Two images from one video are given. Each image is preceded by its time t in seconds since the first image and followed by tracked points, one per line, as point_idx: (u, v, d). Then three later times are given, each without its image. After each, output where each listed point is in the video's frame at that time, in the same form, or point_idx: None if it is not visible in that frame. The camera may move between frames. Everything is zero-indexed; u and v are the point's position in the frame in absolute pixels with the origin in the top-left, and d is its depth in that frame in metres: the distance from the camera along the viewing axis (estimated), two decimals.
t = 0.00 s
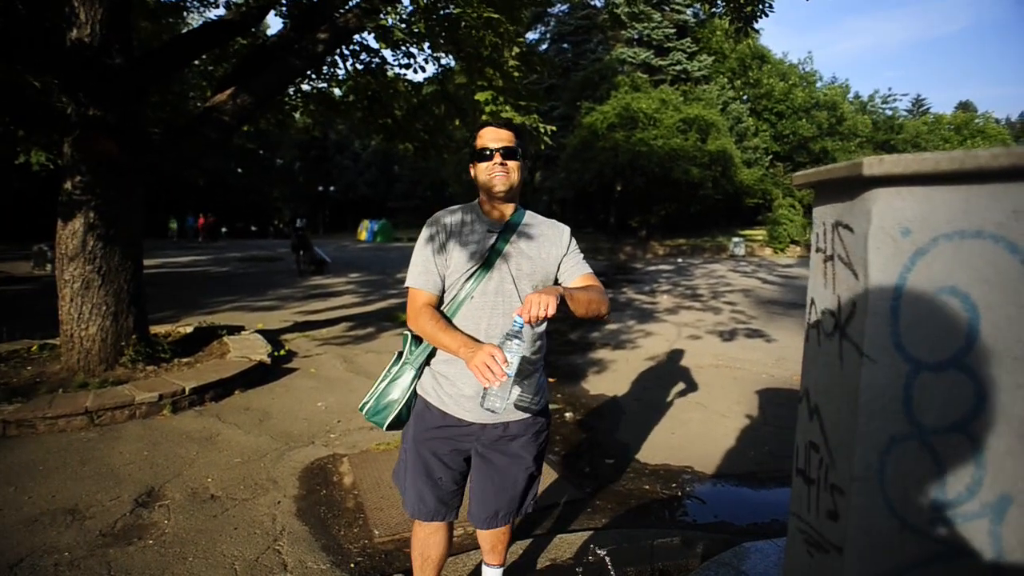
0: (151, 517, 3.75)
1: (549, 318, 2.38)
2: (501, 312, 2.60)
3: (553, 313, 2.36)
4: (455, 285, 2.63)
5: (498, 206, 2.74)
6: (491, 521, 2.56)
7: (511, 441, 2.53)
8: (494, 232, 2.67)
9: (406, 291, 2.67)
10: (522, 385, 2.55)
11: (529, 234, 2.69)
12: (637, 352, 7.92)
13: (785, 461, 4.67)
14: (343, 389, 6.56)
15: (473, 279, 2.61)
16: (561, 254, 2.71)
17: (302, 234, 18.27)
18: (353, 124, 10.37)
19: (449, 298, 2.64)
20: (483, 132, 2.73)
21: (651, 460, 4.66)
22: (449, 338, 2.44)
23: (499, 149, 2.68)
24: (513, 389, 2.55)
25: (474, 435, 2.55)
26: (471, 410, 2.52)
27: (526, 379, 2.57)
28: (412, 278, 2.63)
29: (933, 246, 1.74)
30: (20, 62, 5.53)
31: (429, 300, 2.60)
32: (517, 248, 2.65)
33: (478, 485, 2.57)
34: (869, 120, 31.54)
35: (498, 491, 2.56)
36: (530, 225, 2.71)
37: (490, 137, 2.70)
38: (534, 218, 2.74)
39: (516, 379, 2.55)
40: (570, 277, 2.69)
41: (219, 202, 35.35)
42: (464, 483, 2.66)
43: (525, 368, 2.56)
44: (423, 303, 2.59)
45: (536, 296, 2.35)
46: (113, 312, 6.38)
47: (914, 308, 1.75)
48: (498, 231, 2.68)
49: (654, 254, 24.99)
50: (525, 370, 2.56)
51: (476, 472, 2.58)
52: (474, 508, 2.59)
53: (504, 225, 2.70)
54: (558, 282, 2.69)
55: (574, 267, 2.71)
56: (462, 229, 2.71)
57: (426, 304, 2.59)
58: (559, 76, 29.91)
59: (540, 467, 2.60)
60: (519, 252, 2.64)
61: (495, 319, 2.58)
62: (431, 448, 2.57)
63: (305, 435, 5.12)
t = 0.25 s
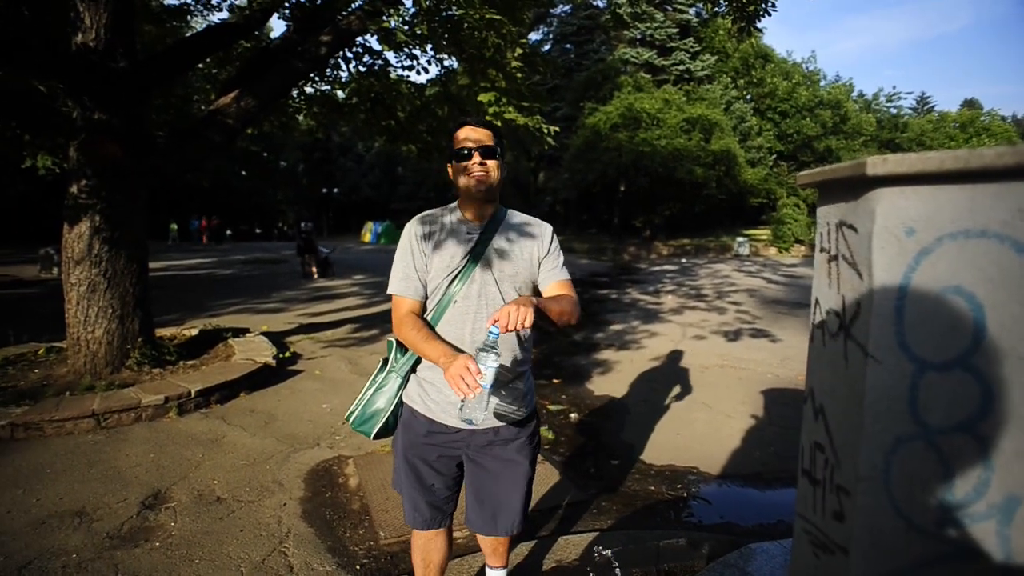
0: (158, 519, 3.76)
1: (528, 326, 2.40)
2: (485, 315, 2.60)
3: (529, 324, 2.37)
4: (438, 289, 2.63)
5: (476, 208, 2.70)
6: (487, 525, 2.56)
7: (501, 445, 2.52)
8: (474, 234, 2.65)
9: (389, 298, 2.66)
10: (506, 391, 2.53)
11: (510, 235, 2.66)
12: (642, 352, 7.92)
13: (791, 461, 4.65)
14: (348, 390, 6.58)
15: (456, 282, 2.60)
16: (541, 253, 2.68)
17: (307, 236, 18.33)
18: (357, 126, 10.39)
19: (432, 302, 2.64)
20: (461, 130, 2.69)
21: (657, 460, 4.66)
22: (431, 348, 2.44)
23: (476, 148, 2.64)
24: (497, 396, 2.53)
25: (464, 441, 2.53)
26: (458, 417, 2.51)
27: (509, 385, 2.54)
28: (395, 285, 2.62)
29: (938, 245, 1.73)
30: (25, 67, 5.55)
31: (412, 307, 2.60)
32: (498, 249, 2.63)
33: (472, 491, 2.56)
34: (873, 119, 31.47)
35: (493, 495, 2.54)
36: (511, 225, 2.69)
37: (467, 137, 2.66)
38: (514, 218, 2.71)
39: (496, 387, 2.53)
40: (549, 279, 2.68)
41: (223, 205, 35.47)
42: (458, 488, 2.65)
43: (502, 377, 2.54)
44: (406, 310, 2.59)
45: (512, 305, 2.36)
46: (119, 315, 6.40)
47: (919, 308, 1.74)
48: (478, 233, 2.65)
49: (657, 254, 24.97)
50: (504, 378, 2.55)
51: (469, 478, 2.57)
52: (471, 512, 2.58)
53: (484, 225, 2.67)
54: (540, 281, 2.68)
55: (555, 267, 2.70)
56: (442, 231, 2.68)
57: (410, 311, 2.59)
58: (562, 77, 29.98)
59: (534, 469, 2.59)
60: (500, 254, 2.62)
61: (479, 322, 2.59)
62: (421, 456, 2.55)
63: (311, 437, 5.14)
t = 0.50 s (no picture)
0: (169, 525, 3.78)
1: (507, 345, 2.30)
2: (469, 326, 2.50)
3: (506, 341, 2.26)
4: (419, 301, 2.53)
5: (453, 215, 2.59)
6: (487, 536, 2.50)
7: (494, 454, 2.45)
8: (453, 241, 2.54)
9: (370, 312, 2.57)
10: (494, 401, 2.45)
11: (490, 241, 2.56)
12: (651, 356, 7.90)
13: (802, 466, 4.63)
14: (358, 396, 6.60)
15: (437, 292, 2.51)
16: (520, 259, 2.57)
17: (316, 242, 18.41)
18: (365, 133, 10.44)
19: (414, 314, 2.54)
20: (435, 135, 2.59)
21: (666, 466, 4.65)
22: (410, 363, 2.36)
23: (451, 153, 2.54)
24: (485, 407, 2.45)
25: (458, 451, 2.47)
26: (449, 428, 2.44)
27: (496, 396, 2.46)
28: (374, 298, 2.53)
29: (947, 250, 1.72)
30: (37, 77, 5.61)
31: (393, 321, 2.51)
32: (478, 255, 2.52)
33: (469, 499, 2.51)
34: (883, 121, 31.31)
35: (491, 503, 2.48)
36: (490, 229, 2.58)
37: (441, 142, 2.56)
38: (494, 222, 2.60)
39: (480, 400, 2.44)
40: (529, 286, 2.56)
41: (233, 212, 35.67)
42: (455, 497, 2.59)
43: (486, 391, 2.45)
44: (386, 324, 2.50)
45: (489, 320, 2.26)
46: (131, 321, 6.45)
47: (929, 312, 1.74)
48: (457, 241, 2.54)
49: (666, 258, 24.92)
50: (486, 393, 2.45)
51: (465, 488, 2.51)
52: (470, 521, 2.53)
53: (462, 231, 2.56)
54: (522, 285, 2.56)
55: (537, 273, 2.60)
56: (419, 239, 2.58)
57: (390, 325, 2.50)
58: (569, 81, 30.05)
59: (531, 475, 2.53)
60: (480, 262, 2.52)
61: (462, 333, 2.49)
62: (416, 469, 2.48)
63: (320, 442, 5.15)
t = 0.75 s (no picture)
0: (186, 531, 3.81)
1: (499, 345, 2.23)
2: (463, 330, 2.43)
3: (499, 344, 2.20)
4: (411, 308, 2.47)
5: (438, 219, 2.49)
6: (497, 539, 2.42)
7: (501, 456, 2.38)
8: (439, 247, 2.46)
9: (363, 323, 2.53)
10: (495, 404, 2.38)
11: (477, 242, 2.46)
12: (663, 356, 7.89)
13: (816, 464, 4.60)
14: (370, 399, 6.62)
15: (428, 299, 2.44)
16: (511, 258, 2.47)
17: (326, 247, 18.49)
18: (373, 138, 10.48)
19: (407, 322, 2.48)
20: (411, 139, 2.47)
21: (679, 465, 4.63)
22: (403, 372, 2.31)
23: (429, 158, 2.43)
24: (487, 410, 2.38)
25: (464, 456, 2.40)
26: (452, 432, 2.37)
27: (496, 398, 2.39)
28: (365, 309, 2.48)
29: (964, 245, 1.71)
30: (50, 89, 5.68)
31: (385, 331, 2.46)
32: (467, 258, 2.44)
33: (478, 503, 2.44)
34: (892, 115, 31.11)
35: (502, 506, 2.40)
36: (477, 229, 2.48)
37: (418, 147, 2.45)
38: (480, 222, 2.50)
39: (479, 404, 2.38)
40: (521, 285, 2.47)
41: (244, 218, 35.90)
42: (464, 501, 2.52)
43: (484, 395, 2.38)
44: (379, 334, 2.45)
45: (480, 324, 2.19)
46: (145, 329, 6.50)
47: (944, 309, 1.72)
48: (442, 246, 2.46)
49: (676, 256, 24.86)
50: (485, 397, 2.38)
51: (472, 491, 2.44)
52: (482, 524, 2.46)
53: (449, 235, 2.47)
54: (514, 285, 2.47)
55: (529, 271, 2.50)
56: (407, 247, 2.50)
57: (383, 334, 2.45)
58: (575, 82, 30.07)
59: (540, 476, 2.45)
60: (469, 264, 2.43)
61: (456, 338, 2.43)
62: (421, 475, 2.42)
63: (334, 446, 5.17)
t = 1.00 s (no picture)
0: (196, 534, 3.82)
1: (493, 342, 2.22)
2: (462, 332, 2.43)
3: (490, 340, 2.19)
4: (411, 311, 2.47)
5: (436, 223, 2.49)
6: (499, 548, 2.38)
7: (502, 462, 2.34)
8: (438, 249, 2.46)
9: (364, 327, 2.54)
10: (496, 408, 2.35)
11: (476, 244, 2.46)
12: (670, 357, 7.87)
13: (826, 465, 4.58)
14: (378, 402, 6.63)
15: (427, 301, 2.45)
16: (511, 259, 2.47)
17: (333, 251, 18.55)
18: (379, 141, 10.51)
19: (408, 325, 2.49)
20: (409, 142, 2.46)
21: (688, 467, 4.62)
22: (401, 375, 2.32)
23: (427, 161, 2.42)
24: (488, 413, 2.35)
25: (465, 461, 2.37)
26: (453, 436, 2.35)
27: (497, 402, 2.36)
28: (366, 312, 2.49)
29: (976, 244, 1.70)
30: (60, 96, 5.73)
31: (385, 334, 2.47)
32: (466, 260, 2.44)
33: (480, 509, 2.40)
34: (899, 113, 30.93)
35: (502, 513, 2.37)
36: (477, 231, 2.48)
37: (416, 151, 2.44)
38: (480, 224, 2.50)
39: (479, 406, 2.35)
40: (521, 285, 2.46)
41: (251, 223, 36.04)
42: (468, 508, 2.49)
43: (485, 397, 2.35)
44: (379, 337, 2.46)
45: (471, 320, 2.19)
46: (154, 333, 6.53)
47: (957, 310, 1.71)
48: (442, 248, 2.46)
49: (683, 257, 24.80)
50: (486, 400, 2.35)
51: (475, 497, 2.40)
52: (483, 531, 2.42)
53: (449, 238, 2.47)
54: (514, 287, 2.46)
55: (529, 272, 2.49)
56: (407, 250, 2.50)
57: (383, 338, 2.46)
58: (581, 83, 30.08)
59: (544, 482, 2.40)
60: (468, 266, 2.43)
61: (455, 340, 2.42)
62: (423, 480, 2.39)
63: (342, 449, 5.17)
